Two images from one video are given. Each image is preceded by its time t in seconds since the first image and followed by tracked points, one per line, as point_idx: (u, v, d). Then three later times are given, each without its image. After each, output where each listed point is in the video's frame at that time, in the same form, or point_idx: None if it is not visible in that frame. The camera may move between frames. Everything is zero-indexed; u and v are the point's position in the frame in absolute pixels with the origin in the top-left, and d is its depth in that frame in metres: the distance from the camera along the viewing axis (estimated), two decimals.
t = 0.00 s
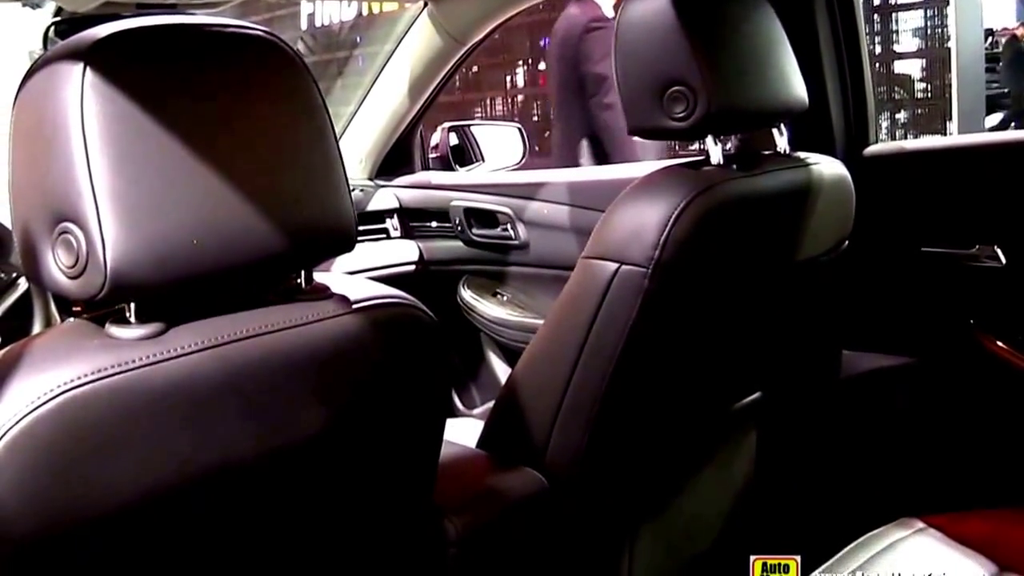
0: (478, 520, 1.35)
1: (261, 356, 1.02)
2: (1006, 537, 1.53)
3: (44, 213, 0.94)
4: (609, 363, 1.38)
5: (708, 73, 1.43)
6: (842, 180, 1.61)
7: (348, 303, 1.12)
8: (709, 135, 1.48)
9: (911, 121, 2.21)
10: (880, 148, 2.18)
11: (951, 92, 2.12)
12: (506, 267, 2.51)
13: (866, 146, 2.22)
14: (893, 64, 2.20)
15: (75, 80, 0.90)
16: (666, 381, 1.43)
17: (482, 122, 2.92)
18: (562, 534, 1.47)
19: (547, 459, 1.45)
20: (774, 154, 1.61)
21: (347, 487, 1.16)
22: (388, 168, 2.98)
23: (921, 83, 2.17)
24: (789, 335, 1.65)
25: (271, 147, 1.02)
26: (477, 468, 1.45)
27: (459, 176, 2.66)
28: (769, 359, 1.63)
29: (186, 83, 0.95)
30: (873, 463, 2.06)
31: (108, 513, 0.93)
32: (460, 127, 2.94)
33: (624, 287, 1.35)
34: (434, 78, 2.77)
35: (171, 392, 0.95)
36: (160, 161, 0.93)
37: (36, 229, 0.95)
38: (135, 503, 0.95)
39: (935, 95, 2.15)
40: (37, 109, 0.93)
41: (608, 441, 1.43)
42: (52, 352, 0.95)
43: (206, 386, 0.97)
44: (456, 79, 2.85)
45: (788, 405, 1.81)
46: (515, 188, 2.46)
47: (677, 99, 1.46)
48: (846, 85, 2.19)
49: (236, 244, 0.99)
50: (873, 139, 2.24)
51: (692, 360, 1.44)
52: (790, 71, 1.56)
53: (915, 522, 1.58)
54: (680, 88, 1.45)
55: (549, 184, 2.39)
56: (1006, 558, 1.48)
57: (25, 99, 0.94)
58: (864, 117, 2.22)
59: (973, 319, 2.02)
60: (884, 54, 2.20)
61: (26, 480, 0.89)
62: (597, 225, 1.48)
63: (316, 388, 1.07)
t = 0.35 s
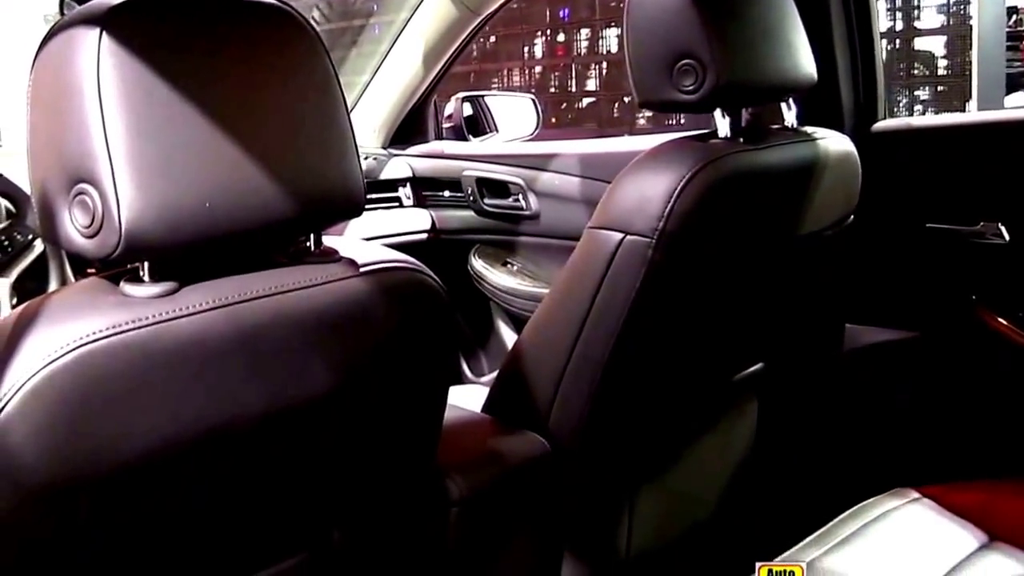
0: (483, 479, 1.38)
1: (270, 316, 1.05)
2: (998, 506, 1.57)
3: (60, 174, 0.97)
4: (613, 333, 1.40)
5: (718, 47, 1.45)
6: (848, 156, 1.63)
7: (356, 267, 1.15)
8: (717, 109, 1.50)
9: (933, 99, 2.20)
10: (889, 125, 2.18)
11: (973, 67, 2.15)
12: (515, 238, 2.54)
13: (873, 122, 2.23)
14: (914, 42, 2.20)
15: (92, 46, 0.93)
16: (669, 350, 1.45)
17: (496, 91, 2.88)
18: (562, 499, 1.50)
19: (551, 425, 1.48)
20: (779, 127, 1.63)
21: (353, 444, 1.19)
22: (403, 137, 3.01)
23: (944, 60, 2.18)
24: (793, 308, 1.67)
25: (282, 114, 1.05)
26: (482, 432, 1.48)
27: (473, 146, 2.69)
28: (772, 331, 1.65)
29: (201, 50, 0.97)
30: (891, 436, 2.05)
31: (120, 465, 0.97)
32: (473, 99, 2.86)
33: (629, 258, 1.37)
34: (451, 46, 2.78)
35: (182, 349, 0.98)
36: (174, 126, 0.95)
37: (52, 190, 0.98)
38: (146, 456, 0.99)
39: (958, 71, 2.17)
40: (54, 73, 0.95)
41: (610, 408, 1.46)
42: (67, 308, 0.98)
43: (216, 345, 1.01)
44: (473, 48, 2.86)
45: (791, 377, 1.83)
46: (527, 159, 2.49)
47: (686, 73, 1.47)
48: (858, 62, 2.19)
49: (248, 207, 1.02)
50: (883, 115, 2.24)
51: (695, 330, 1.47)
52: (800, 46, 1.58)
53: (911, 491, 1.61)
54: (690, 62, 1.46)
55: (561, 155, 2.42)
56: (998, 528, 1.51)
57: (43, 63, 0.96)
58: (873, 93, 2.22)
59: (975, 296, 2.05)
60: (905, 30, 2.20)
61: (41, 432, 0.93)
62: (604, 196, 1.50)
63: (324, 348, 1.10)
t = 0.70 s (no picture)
0: (508, 441, 1.41)
1: (301, 271, 1.09)
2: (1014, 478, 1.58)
3: (100, 130, 1.01)
4: (639, 299, 1.43)
5: (749, 18, 1.45)
6: (879, 129, 1.63)
7: (386, 227, 1.18)
8: (747, 79, 1.51)
9: (981, 78, 2.17)
10: (924, 100, 2.19)
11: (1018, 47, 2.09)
12: (550, 208, 2.59)
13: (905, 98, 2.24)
14: (962, 19, 2.14)
15: (132, 7, 0.97)
16: (694, 317, 1.48)
17: (535, 63, 2.92)
18: (586, 462, 1.53)
19: (577, 389, 1.51)
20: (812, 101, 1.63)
21: (379, 400, 1.23)
22: (441, 105, 3.04)
23: (991, 38, 2.11)
24: (819, 280, 1.68)
25: (315, 76, 1.08)
26: (509, 394, 1.51)
27: (509, 117, 2.72)
28: (797, 302, 1.67)
29: (235, 12, 1.01)
30: (905, 413, 2.09)
31: (154, 410, 1.02)
32: (514, 69, 2.95)
33: (656, 224, 1.39)
34: (489, 14, 2.78)
35: (216, 300, 1.03)
36: (210, 85, 0.99)
37: (92, 145, 1.02)
38: (179, 403, 1.03)
39: (1003, 51, 2.11)
40: (94, 33, 0.99)
41: (635, 372, 1.49)
42: (106, 260, 1.02)
43: (248, 298, 1.05)
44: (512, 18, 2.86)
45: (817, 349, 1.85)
46: (560, 129, 2.56)
47: (717, 43, 1.48)
48: (892, 38, 2.19)
49: (280, 165, 1.05)
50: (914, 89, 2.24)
51: (720, 298, 1.49)
52: (832, 21, 1.58)
53: (931, 462, 1.60)
54: (721, 32, 1.47)
55: (596, 126, 2.49)
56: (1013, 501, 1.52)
57: (83, 23, 1.00)
58: (907, 73, 2.22)
59: (1001, 272, 2.10)
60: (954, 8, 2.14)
61: (80, 377, 0.97)
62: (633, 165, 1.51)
63: (353, 305, 1.13)
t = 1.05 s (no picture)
0: (561, 403, 1.45)
1: (361, 227, 1.12)
2: None
3: (167, 86, 1.06)
4: (694, 267, 1.43)
5: None
6: (942, 103, 1.60)
7: (443, 187, 1.21)
8: (808, 50, 1.50)
9: None
10: (988, 75, 2.16)
11: None
12: (611, 179, 2.60)
13: (969, 73, 2.21)
14: None
15: None
16: (748, 285, 1.49)
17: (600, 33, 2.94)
18: (638, 429, 1.55)
19: (631, 355, 1.53)
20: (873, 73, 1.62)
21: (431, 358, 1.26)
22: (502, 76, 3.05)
23: None
24: (876, 253, 1.68)
25: (375, 39, 1.11)
26: (565, 358, 1.54)
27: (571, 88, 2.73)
28: (852, 275, 1.67)
29: None
30: (960, 389, 2.09)
31: (216, 359, 1.06)
32: (577, 40, 2.93)
33: (713, 193, 1.40)
34: None
35: (276, 253, 1.07)
36: (273, 45, 1.03)
37: (160, 101, 1.07)
38: (239, 353, 1.07)
39: None
40: None
41: (689, 340, 1.50)
42: (172, 214, 1.07)
43: (308, 252, 1.08)
44: None
45: (870, 322, 1.85)
46: (624, 100, 2.55)
47: (779, 13, 1.47)
48: (959, 11, 2.16)
49: (341, 125, 1.08)
50: (980, 63, 2.21)
51: (774, 268, 1.49)
52: None
53: (979, 436, 1.62)
54: (783, 2, 1.46)
55: (659, 98, 2.48)
56: None
57: None
58: (974, 46, 2.18)
59: None
60: None
61: (145, 325, 1.02)
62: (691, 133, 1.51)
63: (409, 263, 1.16)
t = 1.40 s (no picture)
0: (640, 375, 1.44)
1: (449, 189, 1.15)
2: None
3: (262, 48, 1.08)
4: (778, 241, 1.42)
5: None
6: None
7: (529, 152, 1.24)
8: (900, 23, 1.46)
9: None
10: None
11: None
12: (693, 154, 2.60)
13: None
14: None
15: None
16: (831, 261, 1.47)
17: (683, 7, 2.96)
18: (716, 402, 1.55)
19: (710, 328, 1.52)
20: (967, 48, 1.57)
21: (515, 324, 1.27)
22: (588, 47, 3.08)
23: None
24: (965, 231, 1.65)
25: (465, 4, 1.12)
26: (644, 329, 1.53)
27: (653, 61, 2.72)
28: (939, 253, 1.64)
29: None
30: None
31: (306, 315, 1.09)
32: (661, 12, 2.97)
33: (798, 166, 1.38)
34: None
35: (366, 212, 1.10)
36: (367, 8, 1.05)
37: (255, 63, 1.09)
38: (328, 310, 1.10)
39: None
40: None
41: (770, 315, 1.48)
42: (266, 173, 1.10)
43: (397, 212, 1.12)
44: None
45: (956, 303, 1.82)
46: (707, 74, 2.55)
47: None
48: None
49: (430, 88, 1.10)
50: None
51: (859, 243, 1.47)
52: None
53: None
54: None
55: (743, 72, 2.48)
56: None
57: None
58: None
59: None
60: None
61: (239, 280, 1.05)
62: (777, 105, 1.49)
63: (495, 226, 1.18)
